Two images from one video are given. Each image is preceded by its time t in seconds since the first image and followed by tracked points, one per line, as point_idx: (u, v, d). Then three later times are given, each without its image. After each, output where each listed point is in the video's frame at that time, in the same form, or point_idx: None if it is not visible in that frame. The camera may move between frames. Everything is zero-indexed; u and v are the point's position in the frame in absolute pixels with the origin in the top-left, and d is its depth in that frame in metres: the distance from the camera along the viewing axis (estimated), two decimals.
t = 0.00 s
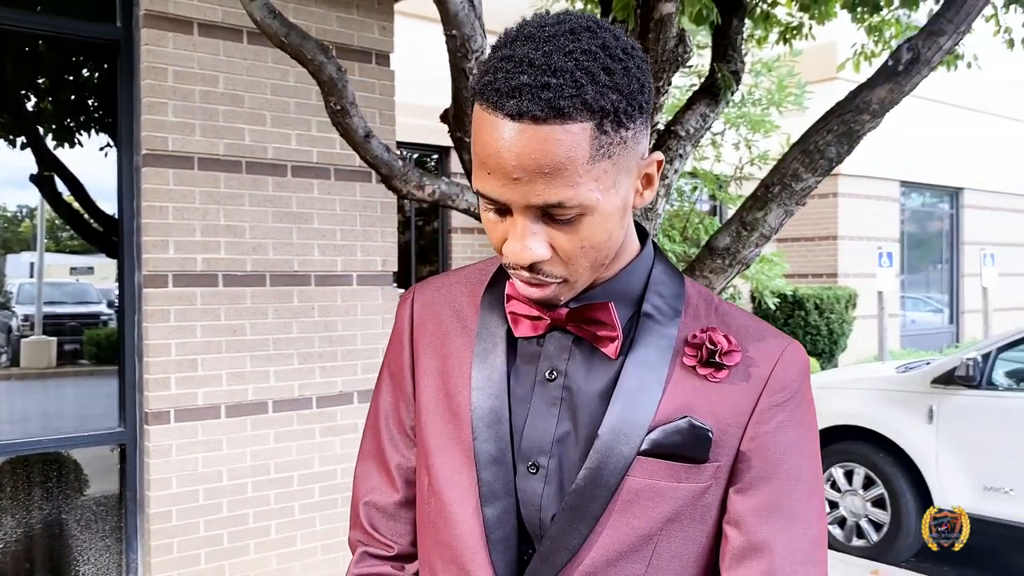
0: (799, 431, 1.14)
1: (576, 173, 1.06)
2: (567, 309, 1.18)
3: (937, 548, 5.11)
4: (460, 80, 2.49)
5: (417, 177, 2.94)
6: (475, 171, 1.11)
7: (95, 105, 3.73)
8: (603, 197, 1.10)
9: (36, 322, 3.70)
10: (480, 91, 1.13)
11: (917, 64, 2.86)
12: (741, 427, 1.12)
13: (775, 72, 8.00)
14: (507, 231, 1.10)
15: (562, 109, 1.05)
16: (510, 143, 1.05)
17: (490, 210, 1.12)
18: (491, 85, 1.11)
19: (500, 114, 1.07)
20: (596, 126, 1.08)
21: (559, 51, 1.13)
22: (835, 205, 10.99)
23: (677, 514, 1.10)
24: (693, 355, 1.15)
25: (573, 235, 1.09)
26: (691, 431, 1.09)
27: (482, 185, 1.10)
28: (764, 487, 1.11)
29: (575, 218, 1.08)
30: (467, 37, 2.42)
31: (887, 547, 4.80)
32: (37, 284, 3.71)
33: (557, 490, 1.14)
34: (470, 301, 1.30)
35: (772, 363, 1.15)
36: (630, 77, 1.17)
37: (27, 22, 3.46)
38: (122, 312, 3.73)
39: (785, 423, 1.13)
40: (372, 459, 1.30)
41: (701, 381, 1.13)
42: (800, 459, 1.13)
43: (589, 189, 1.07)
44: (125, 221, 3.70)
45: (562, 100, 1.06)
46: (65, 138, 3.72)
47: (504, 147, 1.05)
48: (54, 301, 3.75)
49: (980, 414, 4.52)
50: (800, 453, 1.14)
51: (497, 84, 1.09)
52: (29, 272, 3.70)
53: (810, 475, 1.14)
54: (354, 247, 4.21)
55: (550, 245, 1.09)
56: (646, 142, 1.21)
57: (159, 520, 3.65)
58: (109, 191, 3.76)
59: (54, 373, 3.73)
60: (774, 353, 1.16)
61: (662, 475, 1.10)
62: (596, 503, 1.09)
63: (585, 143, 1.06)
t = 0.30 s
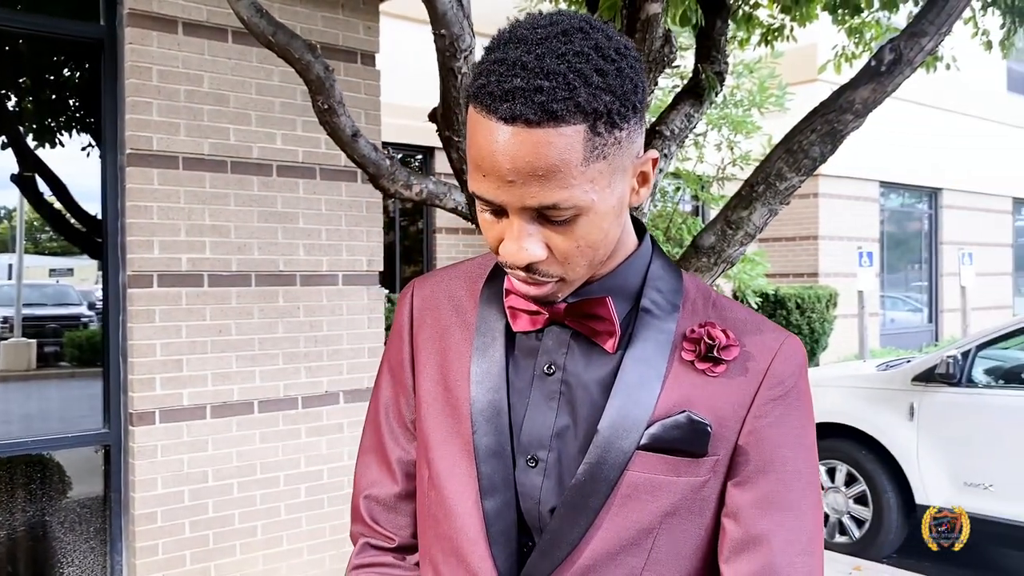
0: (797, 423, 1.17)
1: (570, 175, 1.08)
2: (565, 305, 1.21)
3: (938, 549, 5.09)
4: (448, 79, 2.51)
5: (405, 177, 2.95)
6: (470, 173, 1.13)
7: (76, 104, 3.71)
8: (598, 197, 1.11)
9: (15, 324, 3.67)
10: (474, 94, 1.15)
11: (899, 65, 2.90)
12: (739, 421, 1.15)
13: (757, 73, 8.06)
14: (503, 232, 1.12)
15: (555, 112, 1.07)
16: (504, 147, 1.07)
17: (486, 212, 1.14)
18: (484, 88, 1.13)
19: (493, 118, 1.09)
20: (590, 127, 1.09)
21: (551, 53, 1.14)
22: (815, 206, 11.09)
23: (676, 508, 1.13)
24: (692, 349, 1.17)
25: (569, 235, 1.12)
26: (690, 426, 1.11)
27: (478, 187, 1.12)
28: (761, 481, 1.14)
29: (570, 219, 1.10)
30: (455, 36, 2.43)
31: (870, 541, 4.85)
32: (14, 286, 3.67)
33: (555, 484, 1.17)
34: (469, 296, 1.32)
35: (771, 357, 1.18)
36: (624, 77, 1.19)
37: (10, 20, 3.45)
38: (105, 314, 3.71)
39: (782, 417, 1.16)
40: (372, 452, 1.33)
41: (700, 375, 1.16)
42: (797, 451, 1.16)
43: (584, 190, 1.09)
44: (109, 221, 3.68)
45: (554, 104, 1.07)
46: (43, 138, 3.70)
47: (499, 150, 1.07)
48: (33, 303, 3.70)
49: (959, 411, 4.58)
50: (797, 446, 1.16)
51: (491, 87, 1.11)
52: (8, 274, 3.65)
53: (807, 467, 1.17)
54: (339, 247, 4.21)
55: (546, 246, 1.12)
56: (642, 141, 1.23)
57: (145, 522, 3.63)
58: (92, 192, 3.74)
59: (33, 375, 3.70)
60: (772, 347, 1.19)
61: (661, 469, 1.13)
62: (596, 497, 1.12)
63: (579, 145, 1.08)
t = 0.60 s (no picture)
0: (792, 419, 1.19)
1: (562, 178, 1.09)
2: (559, 304, 1.22)
3: (937, 548, 5.15)
4: (437, 79, 2.52)
5: (393, 177, 2.95)
6: (463, 175, 1.15)
7: (57, 104, 3.70)
8: (591, 200, 1.13)
9: None
10: (466, 97, 1.16)
11: (882, 66, 2.93)
12: (734, 418, 1.17)
13: (740, 74, 8.11)
14: (498, 234, 1.13)
15: (547, 117, 1.09)
16: (497, 151, 1.09)
17: (481, 214, 1.15)
18: (477, 92, 1.15)
19: (486, 123, 1.10)
20: (582, 131, 1.11)
21: (543, 57, 1.16)
22: (797, 206, 11.17)
23: (672, 504, 1.15)
24: (688, 347, 1.19)
25: (562, 237, 1.13)
26: (686, 423, 1.13)
27: (471, 190, 1.14)
28: (758, 477, 1.15)
29: (563, 221, 1.12)
30: (444, 36, 2.44)
31: (856, 536, 4.88)
32: None
33: (552, 479, 1.19)
34: (467, 291, 1.35)
35: (766, 355, 1.19)
36: (616, 80, 1.20)
37: None
38: (89, 315, 3.70)
39: (777, 413, 1.18)
40: (373, 444, 1.37)
41: (695, 372, 1.18)
42: (793, 448, 1.18)
43: (577, 193, 1.11)
44: (93, 221, 3.67)
45: (546, 108, 1.09)
46: (23, 138, 3.70)
47: (492, 154, 1.09)
48: (11, 304, 3.70)
49: (941, 409, 4.62)
50: (792, 442, 1.18)
51: (483, 91, 1.13)
52: None
53: (802, 464, 1.19)
54: (325, 247, 4.20)
55: (539, 247, 1.13)
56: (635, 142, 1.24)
57: (130, 523, 3.62)
58: (74, 193, 3.72)
59: (14, 376, 3.69)
60: (767, 345, 1.20)
61: (657, 465, 1.14)
62: (592, 494, 1.14)
63: (570, 149, 1.10)
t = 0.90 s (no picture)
0: (779, 412, 1.22)
1: (554, 183, 1.11)
2: (551, 303, 1.25)
3: (937, 549, 5.17)
4: (428, 79, 2.53)
5: (382, 177, 2.96)
6: (457, 179, 1.17)
7: (40, 104, 3.68)
8: (583, 202, 1.15)
9: None
10: (460, 103, 1.18)
11: (866, 67, 2.97)
12: (723, 411, 1.19)
13: (724, 75, 8.16)
14: (491, 236, 1.16)
15: (539, 123, 1.11)
16: (490, 156, 1.11)
17: (474, 216, 1.18)
18: (470, 98, 1.17)
19: (479, 129, 1.12)
20: (573, 137, 1.13)
21: (535, 64, 1.18)
22: (781, 206, 11.25)
23: (662, 495, 1.17)
24: (677, 342, 1.22)
25: (554, 239, 1.16)
26: (675, 417, 1.15)
27: (465, 193, 1.16)
28: (746, 468, 1.18)
29: (555, 224, 1.14)
30: (435, 37, 2.45)
31: (840, 534, 4.94)
32: None
33: (544, 471, 1.21)
34: (461, 287, 1.37)
35: (753, 349, 1.22)
36: (606, 85, 1.22)
37: None
38: (75, 315, 3.69)
39: (765, 406, 1.20)
40: (370, 437, 1.40)
41: (684, 367, 1.20)
42: (780, 439, 1.21)
43: (568, 197, 1.13)
44: (80, 221, 3.65)
45: (538, 115, 1.11)
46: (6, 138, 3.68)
47: (485, 160, 1.11)
48: None
49: (924, 407, 4.68)
50: (779, 433, 1.21)
51: (476, 97, 1.15)
52: None
53: (788, 455, 1.21)
54: (312, 247, 4.20)
55: (532, 249, 1.16)
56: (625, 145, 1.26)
57: (117, 524, 3.61)
58: (60, 193, 3.71)
59: None
60: (755, 340, 1.23)
61: (648, 457, 1.17)
62: (584, 486, 1.16)
63: (562, 154, 1.12)
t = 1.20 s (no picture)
0: (761, 400, 1.25)
1: (544, 180, 1.14)
2: (541, 298, 1.27)
3: (936, 548, 5.19)
4: (420, 79, 2.55)
5: (373, 176, 2.98)
6: (450, 177, 1.19)
7: (25, 103, 3.68)
8: (571, 199, 1.18)
9: None
10: (452, 104, 1.21)
11: (852, 68, 3.01)
12: (707, 400, 1.22)
13: (710, 76, 8.21)
14: (482, 233, 1.18)
15: (529, 123, 1.13)
16: (481, 154, 1.13)
17: (466, 213, 1.20)
18: (462, 98, 1.19)
19: (470, 128, 1.15)
20: (562, 135, 1.15)
21: (524, 66, 1.20)
22: (766, 206, 11.33)
23: (649, 482, 1.20)
24: (663, 334, 1.25)
25: (544, 235, 1.18)
26: (661, 406, 1.19)
27: (458, 191, 1.18)
28: (731, 455, 1.21)
29: (544, 220, 1.17)
30: (427, 37, 2.47)
31: (825, 530, 4.98)
32: None
33: (535, 461, 1.24)
34: (453, 285, 1.40)
35: (736, 341, 1.25)
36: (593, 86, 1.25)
37: None
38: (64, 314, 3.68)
39: (747, 395, 1.23)
40: (365, 433, 1.42)
41: (669, 358, 1.23)
42: (762, 427, 1.24)
43: (558, 194, 1.16)
44: (69, 220, 3.66)
45: (529, 114, 1.13)
46: None
47: (477, 158, 1.14)
48: None
49: (908, 405, 4.73)
50: (762, 422, 1.24)
51: (468, 98, 1.17)
52: None
53: (770, 443, 1.25)
54: (301, 246, 4.21)
55: (522, 245, 1.18)
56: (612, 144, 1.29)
57: (107, 524, 3.60)
58: (48, 193, 3.71)
59: None
60: (737, 331, 1.26)
61: (635, 446, 1.19)
62: (573, 474, 1.19)
63: (551, 152, 1.14)
